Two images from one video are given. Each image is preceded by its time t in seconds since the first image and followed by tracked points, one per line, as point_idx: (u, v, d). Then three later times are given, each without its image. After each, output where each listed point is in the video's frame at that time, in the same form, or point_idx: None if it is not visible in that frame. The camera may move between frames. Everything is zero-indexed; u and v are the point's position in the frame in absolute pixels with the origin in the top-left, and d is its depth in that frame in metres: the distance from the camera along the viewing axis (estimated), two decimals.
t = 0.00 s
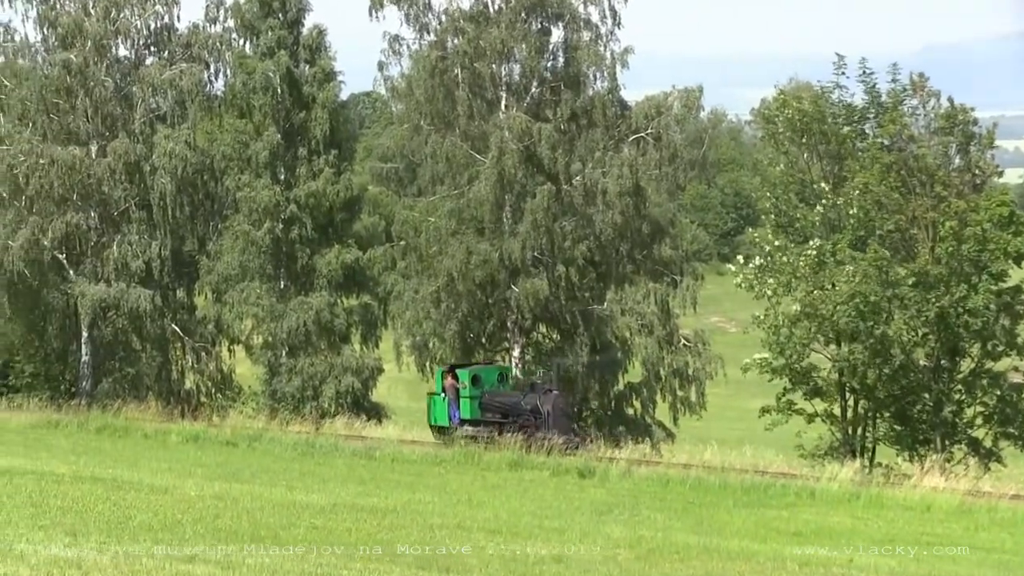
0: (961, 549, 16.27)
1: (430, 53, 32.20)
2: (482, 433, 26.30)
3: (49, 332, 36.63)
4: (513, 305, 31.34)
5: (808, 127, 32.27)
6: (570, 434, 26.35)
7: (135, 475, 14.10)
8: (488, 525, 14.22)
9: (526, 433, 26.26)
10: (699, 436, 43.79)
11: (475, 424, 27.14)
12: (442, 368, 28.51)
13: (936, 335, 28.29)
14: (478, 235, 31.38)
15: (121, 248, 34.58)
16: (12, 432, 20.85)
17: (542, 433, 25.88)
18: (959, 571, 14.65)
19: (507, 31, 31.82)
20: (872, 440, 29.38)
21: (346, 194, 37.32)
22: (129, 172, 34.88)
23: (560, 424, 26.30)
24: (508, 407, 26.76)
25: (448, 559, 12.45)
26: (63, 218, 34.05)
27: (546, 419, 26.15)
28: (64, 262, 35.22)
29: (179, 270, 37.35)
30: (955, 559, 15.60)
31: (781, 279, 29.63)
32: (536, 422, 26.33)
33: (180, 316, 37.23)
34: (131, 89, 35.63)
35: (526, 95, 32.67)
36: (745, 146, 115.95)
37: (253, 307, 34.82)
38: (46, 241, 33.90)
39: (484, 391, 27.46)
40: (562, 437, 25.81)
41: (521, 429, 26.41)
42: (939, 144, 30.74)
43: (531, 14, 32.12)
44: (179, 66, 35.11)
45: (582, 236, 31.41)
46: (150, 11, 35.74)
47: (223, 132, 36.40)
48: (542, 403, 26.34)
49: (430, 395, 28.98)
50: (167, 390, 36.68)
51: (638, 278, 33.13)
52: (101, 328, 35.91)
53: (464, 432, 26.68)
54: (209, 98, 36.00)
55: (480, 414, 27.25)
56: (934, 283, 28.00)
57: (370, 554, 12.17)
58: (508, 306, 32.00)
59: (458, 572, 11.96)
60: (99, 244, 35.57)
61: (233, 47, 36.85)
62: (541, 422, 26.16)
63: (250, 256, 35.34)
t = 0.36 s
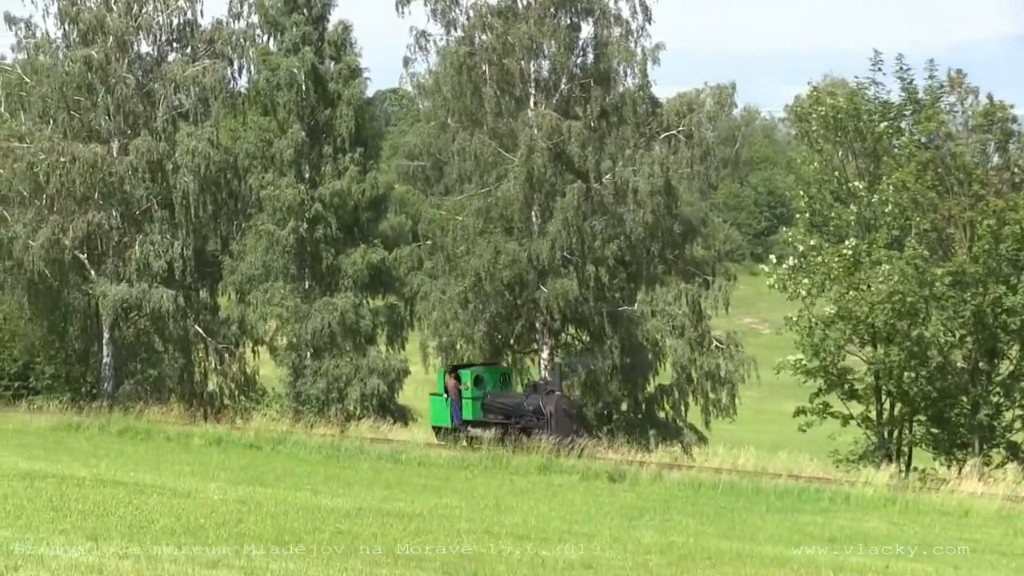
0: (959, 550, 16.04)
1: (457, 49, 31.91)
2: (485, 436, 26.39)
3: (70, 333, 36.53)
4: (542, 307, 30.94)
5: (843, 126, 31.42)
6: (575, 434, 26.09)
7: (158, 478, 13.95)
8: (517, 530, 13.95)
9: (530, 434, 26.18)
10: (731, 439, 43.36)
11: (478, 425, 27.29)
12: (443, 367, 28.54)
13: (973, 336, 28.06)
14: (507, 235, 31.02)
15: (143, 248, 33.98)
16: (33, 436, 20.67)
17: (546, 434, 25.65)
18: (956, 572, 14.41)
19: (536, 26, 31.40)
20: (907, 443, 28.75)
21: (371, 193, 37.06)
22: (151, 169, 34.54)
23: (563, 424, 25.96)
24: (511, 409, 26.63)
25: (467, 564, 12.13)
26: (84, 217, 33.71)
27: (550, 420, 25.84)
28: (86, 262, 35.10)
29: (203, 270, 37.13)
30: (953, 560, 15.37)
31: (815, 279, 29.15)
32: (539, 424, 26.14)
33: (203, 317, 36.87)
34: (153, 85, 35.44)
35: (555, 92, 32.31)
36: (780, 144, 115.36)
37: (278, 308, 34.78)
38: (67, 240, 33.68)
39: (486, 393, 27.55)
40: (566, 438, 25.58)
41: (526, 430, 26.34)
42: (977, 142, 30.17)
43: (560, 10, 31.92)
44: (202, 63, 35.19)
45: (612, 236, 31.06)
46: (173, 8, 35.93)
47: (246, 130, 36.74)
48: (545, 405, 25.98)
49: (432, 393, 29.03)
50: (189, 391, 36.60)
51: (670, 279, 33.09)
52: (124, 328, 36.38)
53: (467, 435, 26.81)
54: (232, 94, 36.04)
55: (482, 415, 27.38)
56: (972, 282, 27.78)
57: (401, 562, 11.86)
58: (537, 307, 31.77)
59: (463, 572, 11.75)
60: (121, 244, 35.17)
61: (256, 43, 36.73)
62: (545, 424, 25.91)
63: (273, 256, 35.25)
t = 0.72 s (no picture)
0: (958, 548, 15.81)
1: (486, 44, 31.53)
2: (489, 438, 26.88)
3: (94, 334, 36.82)
4: (572, 307, 30.64)
5: (880, 123, 30.60)
6: (578, 434, 26.68)
7: (181, 482, 13.79)
8: (548, 535, 13.68)
9: (534, 434, 26.70)
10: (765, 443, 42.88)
11: (482, 426, 27.74)
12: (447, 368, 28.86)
13: (1013, 338, 27.36)
14: (536, 234, 30.90)
15: (166, 247, 33.57)
16: (56, 439, 20.58)
17: (549, 435, 26.20)
18: (959, 572, 14.18)
19: (566, 22, 31.19)
20: (947, 449, 28.60)
21: (399, 191, 37.08)
22: (175, 167, 34.31)
23: (568, 424, 26.55)
24: (515, 410, 27.18)
25: (496, 569, 11.84)
26: (107, 216, 33.37)
27: (553, 421, 26.40)
28: (109, 262, 34.91)
29: (227, 269, 37.33)
30: (953, 559, 15.16)
31: (851, 280, 28.48)
32: (543, 425, 26.68)
33: (228, 317, 36.87)
34: (176, 82, 35.36)
35: (586, 89, 32.08)
36: (816, 143, 114.29)
37: (303, 308, 34.67)
38: (89, 239, 33.31)
39: (489, 394, 27.89)
40: (569, 439, 26.11)
41: (529, 431, 26.86)
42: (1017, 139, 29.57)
43: (591, 5, 31.58)
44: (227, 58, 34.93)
45: (644, 235, 30.72)
46: (198, 3, 35.78)
47: (272, 127, 36.89)
48: (549, 406, 26.54)
49: (436, 393, 29.35)
50: (213, 394, 36.47)
51: (702, 279, 32.67)
52: (146, 330, 35.67)
53: (472, 436, 27.30)
54: (258, 90, 35.90)
55: (486, 415, 27.80)
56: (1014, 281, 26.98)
57: (431, 567, 11.57)
58: (567, 307, 31.46)
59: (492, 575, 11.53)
60: (144, 243, 35.02)
61: (282, 39, 36.63)
62: (549, 424, 26.44)
63: (298, 256, 35.16)
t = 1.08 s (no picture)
0: (957, 549, 15.56)
1: (515, 40, 31.24)
2: (490, 438, 26.71)
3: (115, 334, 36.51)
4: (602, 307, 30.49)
5: (915, 120, 30.07)
6: (581, 435, 26.42)
7: (204, 485, 13.61)
8: (577, 539, 13.41)
9: (536, 434, 26.47)
10: (798, 446, 42.50)
11: (485, 426, 27.63)
12: (451, 368, 29.01)
13: None
14: (565, 233, 30.66)
15: (189, 246, 33.38)
16: (76, 442, 20.41)
17: (552, 436, 26.00)
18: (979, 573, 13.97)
19: (596, 17, 30.85)
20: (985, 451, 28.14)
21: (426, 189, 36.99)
22: (198, 165, 34.03)
23: (570, 425, 26.36)
24: (517, 410, 27.02)
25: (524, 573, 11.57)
26: (128, 215, 33.22)
27: (555, 422, 26.20)
28: (130, 261, 34.98)
29: (251, 269, 37.11)
30: (957, 560, 14.89)
31: (886, 281, 28.03)
32: (546, 425, 26.45)
33: (251, 317, 36.60)
34: (198, 78, 35.23)
35: (616, 86, 31.90)
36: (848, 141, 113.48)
37: (329, 308, 34.59)
38: (110, 238, 33.34)
39: (492, 394, 27.91)
40: (572, 440, 25.85)
41: (532, 431, 26.65)
42: None
43: None
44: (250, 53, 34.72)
45: (676, 234, 30.35)
46: None
47: (296, 123, 37.03)
48: (551, 406, 26.35)
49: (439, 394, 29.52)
50: (236, 396, 36.27)
51: (734, 278, 32.40)
52: (168, 330, 35.39)
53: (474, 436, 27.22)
54: (283, 87, 35.75)
55: (489, 416, 27.71)
56: None
57: (456, 571, 11.32)
58: (596, 308, 31.24)
59: None
60: (166, 242, 34.77)
61: (306, 34, 36.58)
62: (551, 425, 26.24)
63: (323, 256, 35.09)
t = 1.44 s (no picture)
0: (964, 549, 15.30)
1: (545, 37, 31.27)
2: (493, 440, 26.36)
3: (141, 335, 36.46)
4: (634, 308, 29.65)
5: (955, 116, 29.73)
6: (584, 436, 26.42)
7: (228, 489, 13.40)
8: (608, 545, 13.10)
9: (540, 435, 26.28)
10: (834, 450, 42.01)
11: (490, 427, 27.22)
12: (455, 368, 28.55)
13: None
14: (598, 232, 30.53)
15: (214, 245, 33.26)
16: (101, 444, 20.30)
17: (556, 436, 25.86)
18: None
19: (629, 12, 30.43)
20: None
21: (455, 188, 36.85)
22: (223, 164, 33.94)
23: (573, 425, 26.36)
24: (520, 411, 26.76)
25: None
26: (152, 214, 33.05)
27: (560, 422, 26.13)
28: (155, 260, 34.90)
29: (278, 269, 36.96)
30: (979, 564, 14.55)
31: (925, 281, 27.57)
32: (550, 426, 26.32)
33: (278, 317, 36.54)
34: (223, 74, 35.27)
35: (649, 82, 31.61)
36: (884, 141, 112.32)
37: (355, 309, 34.49)
38: (133, 236, 33.19)
39: (495, 395, 27.40)
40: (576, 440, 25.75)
41: (535, 432, 26.45)
42: None
43: None
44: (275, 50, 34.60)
45: (709, 234, 30.24)
46: None
47: (323, 121, 37.23)
48: (556, 407, 26.25)
49: (442, 394, 29.08)
50: (262, 397, 36.04)
51: (767, 278, 31.89)
52: (194, 330, 35.40)
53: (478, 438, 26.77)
54: (308, 83, 35.67)
55: (493, 417, 27.29)
56: None
57: None
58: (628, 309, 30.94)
59: None
60: (189, 242, 34.67)
61: (333, 30, 36.77)
62: (556, 425, 26.13)
63: (351, 255, 34.65)
